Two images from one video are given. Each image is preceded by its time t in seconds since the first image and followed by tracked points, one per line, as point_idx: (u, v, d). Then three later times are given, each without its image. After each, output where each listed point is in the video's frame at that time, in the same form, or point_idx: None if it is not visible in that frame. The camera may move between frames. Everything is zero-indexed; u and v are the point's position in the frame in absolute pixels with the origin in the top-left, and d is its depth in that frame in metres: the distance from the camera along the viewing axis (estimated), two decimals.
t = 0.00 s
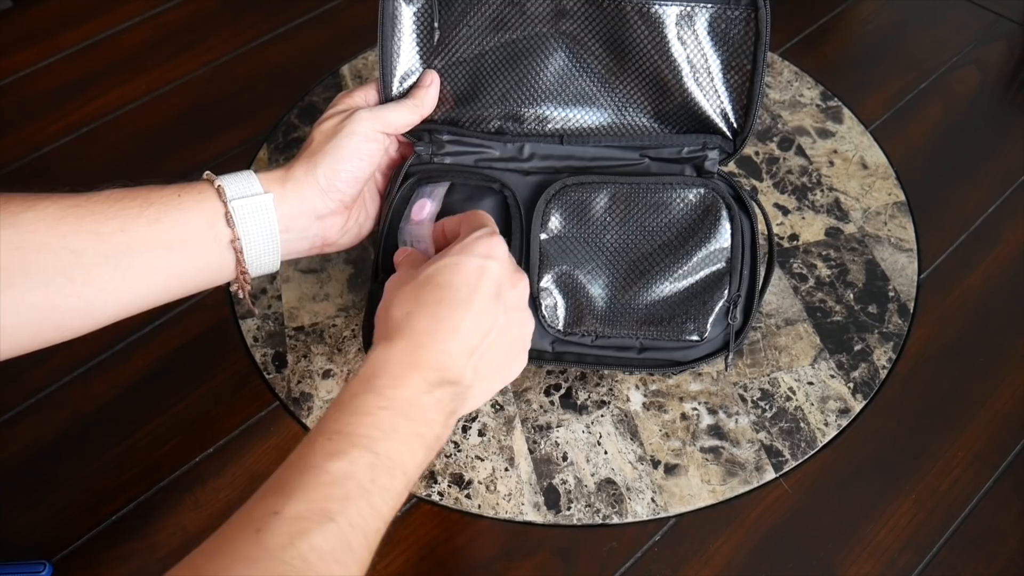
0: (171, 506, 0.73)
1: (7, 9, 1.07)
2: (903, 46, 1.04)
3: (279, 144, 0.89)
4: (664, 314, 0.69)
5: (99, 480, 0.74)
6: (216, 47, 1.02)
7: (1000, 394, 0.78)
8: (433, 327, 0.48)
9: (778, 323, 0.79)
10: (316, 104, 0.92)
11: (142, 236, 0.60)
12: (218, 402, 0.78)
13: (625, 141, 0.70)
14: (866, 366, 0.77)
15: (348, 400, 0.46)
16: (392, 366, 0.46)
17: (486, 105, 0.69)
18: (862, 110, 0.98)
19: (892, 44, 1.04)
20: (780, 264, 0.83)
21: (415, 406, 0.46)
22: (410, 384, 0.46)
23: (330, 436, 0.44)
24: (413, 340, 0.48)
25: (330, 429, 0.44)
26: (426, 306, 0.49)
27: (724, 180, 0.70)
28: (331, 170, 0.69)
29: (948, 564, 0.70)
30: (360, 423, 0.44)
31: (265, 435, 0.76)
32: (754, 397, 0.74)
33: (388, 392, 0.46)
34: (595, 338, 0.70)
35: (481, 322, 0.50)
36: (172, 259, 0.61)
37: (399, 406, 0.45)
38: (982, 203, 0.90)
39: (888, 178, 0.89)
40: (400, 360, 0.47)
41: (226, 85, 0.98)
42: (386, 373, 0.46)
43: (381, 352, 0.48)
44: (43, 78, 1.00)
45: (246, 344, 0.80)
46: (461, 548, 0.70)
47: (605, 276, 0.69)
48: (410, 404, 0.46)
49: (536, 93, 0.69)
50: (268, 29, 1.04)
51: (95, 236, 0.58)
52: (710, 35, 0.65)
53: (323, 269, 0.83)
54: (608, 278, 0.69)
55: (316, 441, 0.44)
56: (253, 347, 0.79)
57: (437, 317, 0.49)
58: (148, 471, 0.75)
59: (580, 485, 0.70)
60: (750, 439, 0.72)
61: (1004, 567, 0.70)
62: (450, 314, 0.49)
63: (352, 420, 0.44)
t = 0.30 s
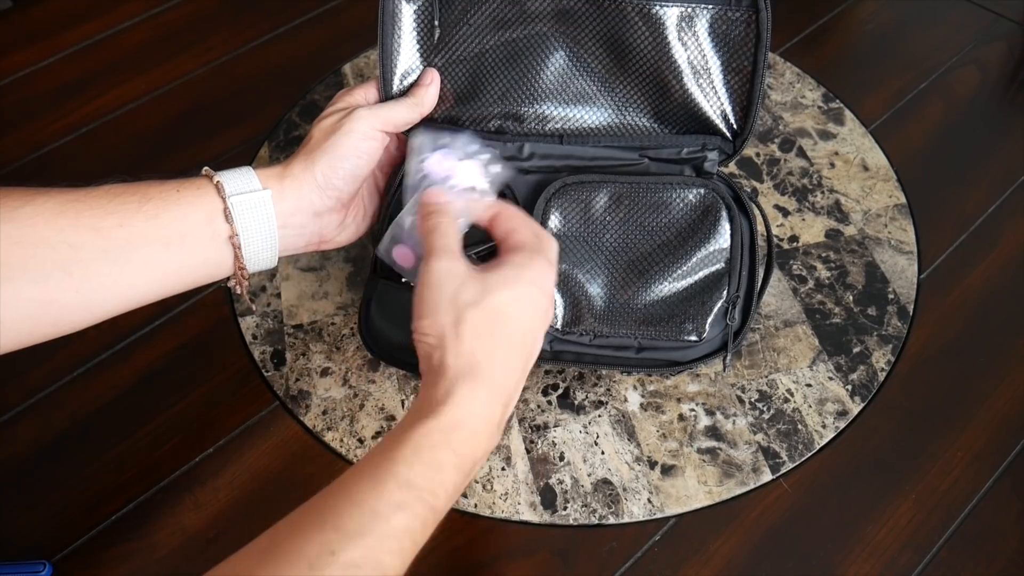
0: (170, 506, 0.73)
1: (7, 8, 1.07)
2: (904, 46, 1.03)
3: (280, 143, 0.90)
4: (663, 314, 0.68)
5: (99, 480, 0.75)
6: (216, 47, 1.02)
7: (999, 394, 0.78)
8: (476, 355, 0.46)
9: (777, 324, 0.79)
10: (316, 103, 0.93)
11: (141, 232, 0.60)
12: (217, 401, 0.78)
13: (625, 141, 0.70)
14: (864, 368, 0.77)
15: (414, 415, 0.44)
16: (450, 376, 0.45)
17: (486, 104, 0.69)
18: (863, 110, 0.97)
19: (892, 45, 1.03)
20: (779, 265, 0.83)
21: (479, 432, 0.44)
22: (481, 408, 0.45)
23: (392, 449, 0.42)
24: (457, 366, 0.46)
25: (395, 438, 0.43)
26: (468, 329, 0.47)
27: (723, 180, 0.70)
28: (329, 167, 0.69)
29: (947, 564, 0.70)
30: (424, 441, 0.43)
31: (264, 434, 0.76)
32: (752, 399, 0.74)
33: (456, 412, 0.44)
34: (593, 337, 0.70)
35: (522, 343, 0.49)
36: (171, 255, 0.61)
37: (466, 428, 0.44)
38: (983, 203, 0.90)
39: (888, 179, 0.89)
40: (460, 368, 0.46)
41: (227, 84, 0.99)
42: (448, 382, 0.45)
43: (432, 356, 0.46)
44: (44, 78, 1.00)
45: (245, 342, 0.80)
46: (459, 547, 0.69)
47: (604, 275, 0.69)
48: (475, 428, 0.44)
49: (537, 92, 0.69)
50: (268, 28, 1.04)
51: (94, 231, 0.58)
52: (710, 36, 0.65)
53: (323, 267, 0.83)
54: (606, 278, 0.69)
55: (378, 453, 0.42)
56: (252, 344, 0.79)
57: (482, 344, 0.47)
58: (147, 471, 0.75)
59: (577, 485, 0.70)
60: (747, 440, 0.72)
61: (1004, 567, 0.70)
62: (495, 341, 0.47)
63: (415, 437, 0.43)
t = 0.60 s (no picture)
0: (171, 506, 0.73)
1: (7, 8, 1.07)
2: (904, 46, 1.03)
3: (280, 143, 0.90)
4: (662, 314, 0.68)
5: (99, 480, 0.75)
6: (216, 47, 1.02)
7: (999, 394, 0.78)
8: (495, 415, 0.52)
9: (777, 325, 0.78)
10: (317, 103, 0.93)
11: (143, 231, 0.60)
12: (217, 402, 0.78)
13: (625, 140, 0.70)
14: (864, 368, 0.77)
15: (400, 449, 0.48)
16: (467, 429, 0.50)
17: (486, 103, 0.69)
18: (863, 110, 0.97)
19: (892, 45, 1.03)
20: (779, 266, 0.83)
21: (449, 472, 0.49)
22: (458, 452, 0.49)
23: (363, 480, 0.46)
24: (480, 422, 0.51)
25: (373, 469, 0.47)
26: (500, 392, 0.52)
27: (723, 180, 0.69)
28: (330, 167, 0.69)
29: (947, 564, 0.70)
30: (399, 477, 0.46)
31: (264, 435, 0.76)
32: (752, 399, 0.74)
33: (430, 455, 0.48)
34: (593, 336, 0.69)
35: (523, 407, 0.55)
36: (173, 255, 0.61)
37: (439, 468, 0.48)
38: (983, 203, 0.90)
39: (888, 180, 0.89)
40: (478, 426, 0.51)
41: (226, 84, 0.99)
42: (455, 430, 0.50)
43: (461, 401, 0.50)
44: (44, 78, 1.00)
45: (245, 342, 0.80)
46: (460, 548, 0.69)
47: (604, 274, 0.69)
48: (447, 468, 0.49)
49: (537, 92, 0.69)
50: (268, 28, 1.04)
51: (96, 230, 0.58)
52: (710, 36, 0.65)
53: (323, 267, 0.83)
54: (605, 277, 0.69)
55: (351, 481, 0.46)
56: (252, 344, 0.79)
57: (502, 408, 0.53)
58: (148, 472, 0.75)
59: (577, 486, 0.70)
60: (746, 441, 0.72)
61: (1004, 568, 0.70)
62: (510, 407, 0.53)
63: (391, 473, 0.47)
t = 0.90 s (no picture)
0: (170, 506, 0.73)
1: (7, 8, 1.07)
2: (904, 46, 1.03)
3: (280, 143, 0.90)
4: (663, 315, 0.68)
5: (99, 480, 0.75)
6: (216, 47, 1.02)
7: (999, 394, 0.78)
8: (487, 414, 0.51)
9: (776, 325, 0.78)
10: (317, 103, 0.93)
11: (142, 231, 0.60)
12: (217, 402, 0.78)
13: (627, 140, 0.70)
14: (864, 368, 0.77)
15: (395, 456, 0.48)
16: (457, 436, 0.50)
17: (487, 101, 0.69)
18: (863, 110, 0.97)
19: (892, 45, 1.03)
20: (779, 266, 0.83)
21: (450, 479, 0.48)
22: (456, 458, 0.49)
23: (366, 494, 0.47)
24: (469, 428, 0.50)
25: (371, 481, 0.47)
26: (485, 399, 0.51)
27: (725, 180, 0.69)
28: (328, 167, 0.69)
29: (947, 564, 0.70)
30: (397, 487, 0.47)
31: (264, 435, 0.76)
32: (752, 399, 0.74)
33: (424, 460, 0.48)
34: (592, 337, 0.69)
35: (520, 406, 0.54)
36: (172, 255, 0.61)
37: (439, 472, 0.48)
38: (983, 203, 0.90)
39: (889, 180, 0.89)
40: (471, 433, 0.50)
41: (227, 84, 0.99)
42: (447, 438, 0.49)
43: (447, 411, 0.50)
44: (44, 78, 1.00)
45: (244, 341, 0.80)
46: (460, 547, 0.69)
47: (605, 275, 0.69)
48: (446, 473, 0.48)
49: (539, 90, 0.69)
50: (268, 28, 1.04)
51: (94, 230, 0.58)
52: (715, 36, 0.64)
53: (323, 267, 0.83)
54: (606, 277, 0.69)
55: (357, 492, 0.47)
56: (252, 344, 0.79)
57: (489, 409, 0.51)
58: (148, 471, 0.75)
59: (577, 486, 0.70)
60: (746, 441, 0.72)
61: (1004, 568, 0.70)
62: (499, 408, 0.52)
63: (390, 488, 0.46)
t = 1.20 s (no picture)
0: (170, 506, 0.73)
1: (7, 8, 1.07)
2: (904, 46, 1.03)
3: (280, 143, 0.90)
4: (672, 310, 0.69)
5: (99, 480, 0.75)
6: (216, 47, 1.02)
7: (999, 394, 0.78)
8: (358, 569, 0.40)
9: (776, 325, 0.78)
10: (317, 103, 0.93)
11: (142, 235, 0.60)
12: (217, 402, 0.78)
13: (636, 132, 0.68)
14: (864, 368, 0.77)
15: None
16: None
17: (493, 89, 0.68)
18: (863, 110, 0.97)
19: (892, 45, 1.03)
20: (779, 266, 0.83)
21: None
22: None
23: None
24: None
25: None
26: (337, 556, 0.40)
27: (738, 173, 0.67)
28: (332, 168, 0.69)
29: (947, 564, 0.70)
30: None
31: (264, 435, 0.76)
32: (752, 399, 0.74)
33: None
34: (601, 327, 0.71)
35: None
36: (172, 259, 0.62)
37: None
38: (983, 204, 0.90)
39: (888, 180, 0.89)
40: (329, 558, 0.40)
41: (227, 85, 0.99)
42: None
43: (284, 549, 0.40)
44: (44, 79, 1.00)
45: (245, 341, 0.80)
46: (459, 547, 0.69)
47: (615, 269, 0.69)
48: None
49: (545, 80, 0.67)
50: (268, 28, 1.04)
51: (94, 234, 0.58)
52: (731, 29, 0.61)
53: (323, 266, 0.83)
54: (616, 270, 0.69)
55: None
56: (252, 344, 0.80)
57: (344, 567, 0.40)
58: (148, 471, 0.75)
59: (576, 485, 0.70)
60: (746, 441, 0.72)
61: (1003, 568, 0.70)
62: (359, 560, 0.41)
63: None
